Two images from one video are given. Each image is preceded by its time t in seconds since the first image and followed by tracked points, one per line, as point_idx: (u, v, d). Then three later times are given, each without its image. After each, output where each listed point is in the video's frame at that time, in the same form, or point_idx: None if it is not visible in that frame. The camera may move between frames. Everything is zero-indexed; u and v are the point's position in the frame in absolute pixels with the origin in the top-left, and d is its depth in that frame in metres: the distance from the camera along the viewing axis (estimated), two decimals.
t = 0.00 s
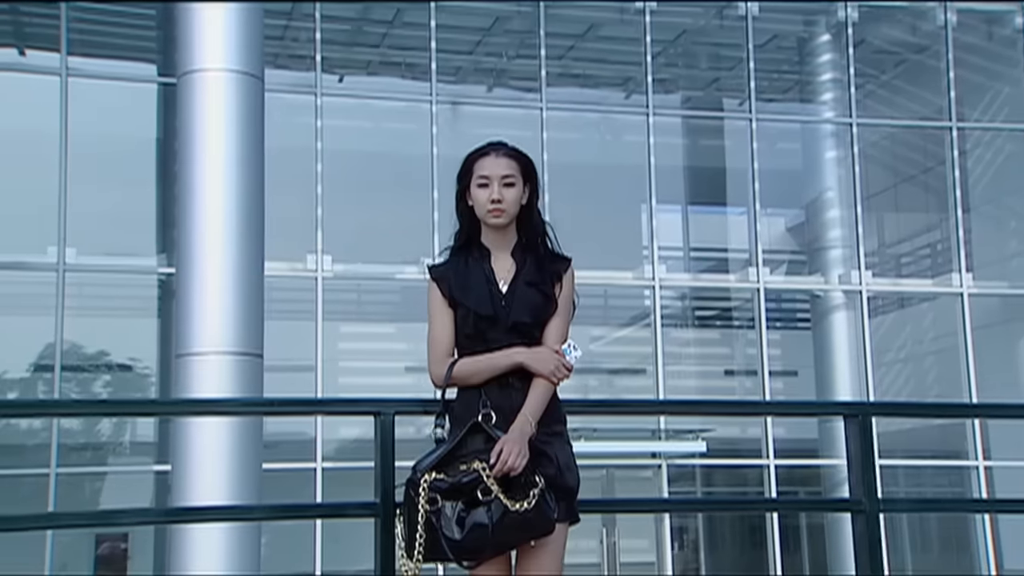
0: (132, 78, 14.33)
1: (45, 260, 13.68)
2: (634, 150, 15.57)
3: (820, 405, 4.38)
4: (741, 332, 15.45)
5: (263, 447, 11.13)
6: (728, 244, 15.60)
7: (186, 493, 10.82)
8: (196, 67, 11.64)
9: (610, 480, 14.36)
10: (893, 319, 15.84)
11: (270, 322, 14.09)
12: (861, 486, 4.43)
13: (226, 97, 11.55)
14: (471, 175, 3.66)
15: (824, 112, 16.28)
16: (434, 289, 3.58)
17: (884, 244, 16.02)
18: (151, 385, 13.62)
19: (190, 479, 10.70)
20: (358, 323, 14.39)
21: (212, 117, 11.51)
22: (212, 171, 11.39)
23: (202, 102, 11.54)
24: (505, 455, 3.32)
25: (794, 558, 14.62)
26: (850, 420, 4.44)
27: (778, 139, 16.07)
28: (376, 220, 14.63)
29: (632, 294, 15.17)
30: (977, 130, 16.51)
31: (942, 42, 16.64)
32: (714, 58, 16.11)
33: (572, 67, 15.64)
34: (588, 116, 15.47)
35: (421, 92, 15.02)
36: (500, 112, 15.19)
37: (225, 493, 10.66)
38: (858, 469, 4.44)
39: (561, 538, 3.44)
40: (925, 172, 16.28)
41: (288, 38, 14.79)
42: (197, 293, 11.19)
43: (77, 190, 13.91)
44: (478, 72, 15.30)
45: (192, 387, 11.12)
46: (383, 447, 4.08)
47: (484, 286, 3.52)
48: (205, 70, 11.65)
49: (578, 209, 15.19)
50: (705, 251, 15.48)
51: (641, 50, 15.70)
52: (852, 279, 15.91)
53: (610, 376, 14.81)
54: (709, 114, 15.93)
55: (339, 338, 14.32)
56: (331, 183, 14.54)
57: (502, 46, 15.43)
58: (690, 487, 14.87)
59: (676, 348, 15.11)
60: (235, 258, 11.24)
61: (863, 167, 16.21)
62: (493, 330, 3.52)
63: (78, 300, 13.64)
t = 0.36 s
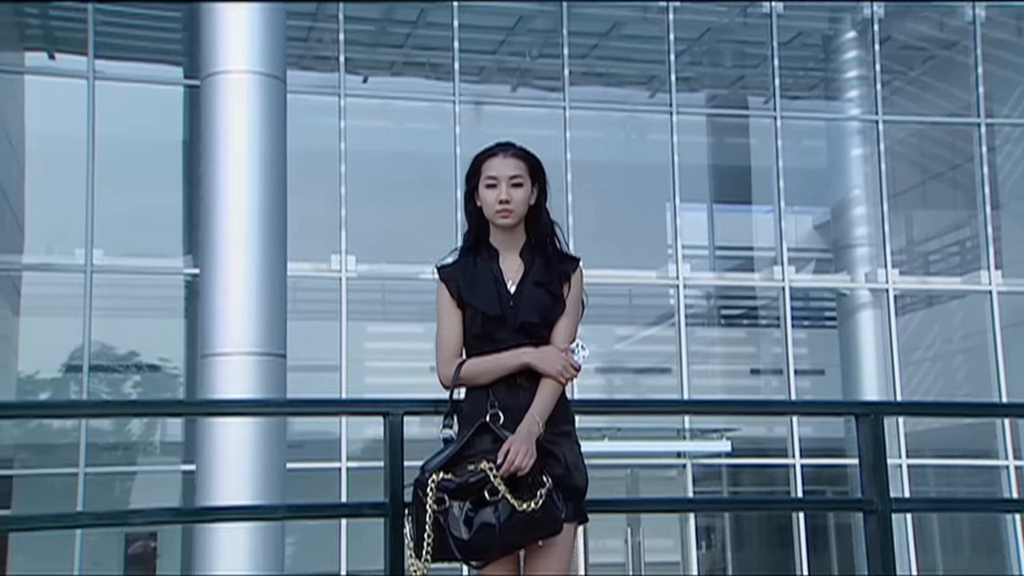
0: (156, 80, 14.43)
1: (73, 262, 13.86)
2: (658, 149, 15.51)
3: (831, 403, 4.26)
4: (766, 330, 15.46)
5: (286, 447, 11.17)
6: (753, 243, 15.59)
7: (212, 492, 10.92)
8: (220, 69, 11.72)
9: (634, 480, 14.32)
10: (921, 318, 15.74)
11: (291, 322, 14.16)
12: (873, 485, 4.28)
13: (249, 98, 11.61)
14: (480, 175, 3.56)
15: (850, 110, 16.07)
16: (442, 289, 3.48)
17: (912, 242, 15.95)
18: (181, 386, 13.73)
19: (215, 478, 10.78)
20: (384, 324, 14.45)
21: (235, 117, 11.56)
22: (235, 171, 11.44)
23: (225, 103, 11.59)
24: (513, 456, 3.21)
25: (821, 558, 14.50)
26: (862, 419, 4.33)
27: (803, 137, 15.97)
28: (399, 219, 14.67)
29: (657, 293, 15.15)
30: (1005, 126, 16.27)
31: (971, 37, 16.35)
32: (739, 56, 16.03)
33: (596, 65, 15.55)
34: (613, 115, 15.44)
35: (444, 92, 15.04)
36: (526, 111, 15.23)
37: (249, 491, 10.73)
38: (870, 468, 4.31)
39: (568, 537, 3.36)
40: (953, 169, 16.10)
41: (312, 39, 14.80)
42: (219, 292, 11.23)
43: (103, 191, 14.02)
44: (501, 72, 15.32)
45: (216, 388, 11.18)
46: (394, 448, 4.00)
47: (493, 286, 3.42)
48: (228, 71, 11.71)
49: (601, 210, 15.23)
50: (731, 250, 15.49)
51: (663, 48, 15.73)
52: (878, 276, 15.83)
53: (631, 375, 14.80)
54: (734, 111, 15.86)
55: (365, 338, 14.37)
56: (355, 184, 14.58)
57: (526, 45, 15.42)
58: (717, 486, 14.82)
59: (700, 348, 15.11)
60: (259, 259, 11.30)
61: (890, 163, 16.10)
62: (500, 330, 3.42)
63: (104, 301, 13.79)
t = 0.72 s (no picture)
0: (187, 84, 14.63)
1: (105, 262, 13.97)
2: (686, 146, 15.47)
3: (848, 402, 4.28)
4: (797, 327, 15.34)
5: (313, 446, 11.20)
6: (783, 241, 15.50)
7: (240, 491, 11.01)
8: (247, 70, 11.80)
9: (663, 479, 14.37)
10: (955, 316, 15.54)
11: (317, 322, 14.21)
12: (888, 484, 4.33)
13: (275, 99, 11.69)
14: (491, 177, 3.62)
15: (880, 106, 15.98)
16: (454, 288, 3.52)
17: (946, 240, 15.82)
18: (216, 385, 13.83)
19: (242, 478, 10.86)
20: (413, 323, 14.51)
21: (262, 118, 11.66)
22: (262, 171, 11.52)
23: (252, 104, 11.69)
24: (523, 456, 3.27)
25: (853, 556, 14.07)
26: (878, 418, 4.36)
27: (834, 134, 15.86)
28: (427, 219, 14.70)
29: (687, 291, 15.15)
30: None
31: (1004, 31, 16.27)
32: (768, 53, 15.99)
33: (625, 64, 15.55)
34: (642, 113, 15.43)
35: (472, 92, 15.10)
36: (556, 110, 15.26)
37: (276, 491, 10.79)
38: (885, 468, 4.35)
39: (580, 537, 3.41)
40: (986, 164, 15.98)
41: (341, 40, 14.84)
42: (246, 292, 11.27)
43: (135, 192, 14.22)
44: (530, 70, 15.35)
45: (243, 389, 11.23)
46: (405, 449, 4.01)
47: (504, 286, 3.46)
48: (255, 72, 11.81)
49: (628, 209, 15.11)
50: (761, 247, 15.45)
51: (692, 46, 15.68)
52: (910, 274, 15.60)
53: (655, 373, 14.69)
54: (764, 109, 15.82)
55: (394, 338, 14.38)
56: (383, 184, 14.62)
57: (554, 44, 15.42)
58: (748, 485, 14.83)
59: (731, 346, 14.98)
60: (285, 258, 11.35)
61: (923, 160, 15.98)
62: (512, 330, 3.46)
63: (136, 302, 13.91)
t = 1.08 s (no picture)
0: (217, 86, 14.72)
1: (136, 264, 14.13)
2: (716, 145, 15.40)
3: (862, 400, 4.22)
4: (827, 327, 15.27)
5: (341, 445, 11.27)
6: (814, 239, 15.42)
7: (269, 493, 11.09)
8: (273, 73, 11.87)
9: (692, 479, 14.31)
10: (990, 315, 15.36)
11: (350, 322, 14.28)
12: (904, 483, 4.22)
13: (302, 101, 11.75)
14: (503, 177, 3.61)
15: (912, 102, 15.91)
16: (466, 289, 3.50)
17: (981, 236, 15.52)
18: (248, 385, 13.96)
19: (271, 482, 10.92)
20: (443, 322, 14.53)
21: (288, 120, 11.72)
22: (289, 172, 11.57)
23: (278, 106, 11.74)
24: (534, 455, 3.26)
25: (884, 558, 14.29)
26: (895, 417, 4.28)
27: (866, 130, 15.81)
28: (455, 218, 14.71)
29: (717, 290, 15.07)
30: None
31: None
32: (798, 50, 15.95)
33: (653, 62, 15.57)
34: (670, 111, 15.40)
35: (500, 92, 15.12)
36: (584, 110, 15.24)
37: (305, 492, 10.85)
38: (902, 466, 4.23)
39: (592, 537, 3.40)
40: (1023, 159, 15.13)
41: (370, 41, 14.90)
42: (275, 293, 11.37)
43: (166, 195, 14.33)
44: (557, 70, 15.34)
45: (273, 389, 11.30)
46: (419, 449, 3.98)
47: (516, 287, 3.44)
48: (281, 74, 11.86)
49: (659, 209, 15.09)
50: (791, 245, 15.41)
51: (720, 44, 15.68)
52: (942, 272, 15.49)
53: (689, 373, 14.77)
54: (794, 106, 15.74)
55: (423, 338, 14.43)
56: (411, 184, 14.61)
57: (582, 43, 15.42)
58: (781, 485, 14.74)
59: (760, 345, 14.96)
60: (313, 259, 11.44)
61: (956, 157, 15.73)
62: (524, 330, 3.44)
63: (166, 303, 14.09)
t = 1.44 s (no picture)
0: (243, 87, 14.80)
1: (163, 265, 14.27)
2: (741, 143, 15.37)
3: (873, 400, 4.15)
4: (855, 326, 15.15)
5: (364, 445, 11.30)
6: (841, 237, 15.29)
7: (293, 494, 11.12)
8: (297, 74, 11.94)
9: (718, 478, 14.39)
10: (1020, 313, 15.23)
11: (373, 322, 14.30)
12: (919, 483, 4.16)
13: (325, 102, 11.81)
14: (511, 178, 3.59)
15: (941, 98, 15.79)
16: (475, 290, 3.49)
17: (1013, 232, 15.34)
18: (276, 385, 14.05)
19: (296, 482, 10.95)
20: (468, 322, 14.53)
21: (311, 122, 11.80)
22: (312, 174, 11.66)
23: (301, 108, 11.84)
24: (542, 455, 3.24)
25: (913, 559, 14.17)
26: (907, 417, 4.21)
27: (894, 127, 15.68)
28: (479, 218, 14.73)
29: (743, 289, 15.01)
30: None
31: None
32: (825, 47, 15.86)
33: (678, 60, 15.56)
34: (695, 109, 15.43)
35: (523, 91, 15.09)
36: (609, 109, 15.21)
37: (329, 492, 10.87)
38: (915, 466, 4.19)
39: (601, 537, 3.39)
40: None
41: (395, 41, 14.96)
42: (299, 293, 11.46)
43: (192, 196, 14.44)
44: (582, 69, 15.28)
45: (297, 388, 11.30)
46: (428, 449, 4.03)
47: (525, 287, 3.42)
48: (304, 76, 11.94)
49: (685, 207, 15.06)
50: (819, 244, 15.26)
51: (745, 41, 15.60)
52: (972, 270, 15.33)
53: (716, 372, 14.70)
54: (820, 103, 15.67)
55: (447, 338, 14.41)
56: (435, 184, 14.68)
57: (606, 42, 15.36)
58: (809, 484, 14.68)
59: (787, 344, 14.89)
60: (336, 260, 11.50)
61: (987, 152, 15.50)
62: (532, 330, 3.42)
63: (193, 303, 14.21)
